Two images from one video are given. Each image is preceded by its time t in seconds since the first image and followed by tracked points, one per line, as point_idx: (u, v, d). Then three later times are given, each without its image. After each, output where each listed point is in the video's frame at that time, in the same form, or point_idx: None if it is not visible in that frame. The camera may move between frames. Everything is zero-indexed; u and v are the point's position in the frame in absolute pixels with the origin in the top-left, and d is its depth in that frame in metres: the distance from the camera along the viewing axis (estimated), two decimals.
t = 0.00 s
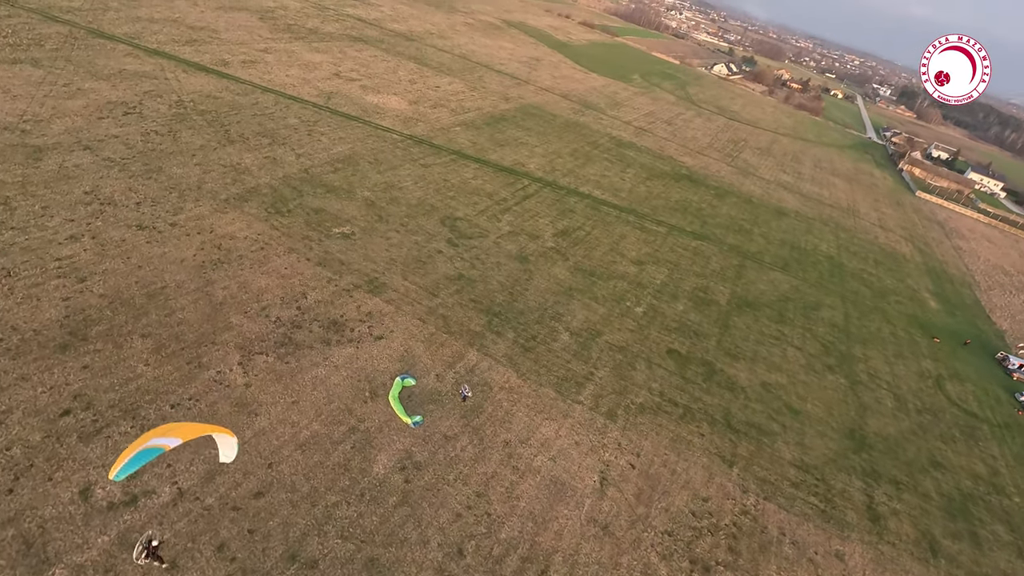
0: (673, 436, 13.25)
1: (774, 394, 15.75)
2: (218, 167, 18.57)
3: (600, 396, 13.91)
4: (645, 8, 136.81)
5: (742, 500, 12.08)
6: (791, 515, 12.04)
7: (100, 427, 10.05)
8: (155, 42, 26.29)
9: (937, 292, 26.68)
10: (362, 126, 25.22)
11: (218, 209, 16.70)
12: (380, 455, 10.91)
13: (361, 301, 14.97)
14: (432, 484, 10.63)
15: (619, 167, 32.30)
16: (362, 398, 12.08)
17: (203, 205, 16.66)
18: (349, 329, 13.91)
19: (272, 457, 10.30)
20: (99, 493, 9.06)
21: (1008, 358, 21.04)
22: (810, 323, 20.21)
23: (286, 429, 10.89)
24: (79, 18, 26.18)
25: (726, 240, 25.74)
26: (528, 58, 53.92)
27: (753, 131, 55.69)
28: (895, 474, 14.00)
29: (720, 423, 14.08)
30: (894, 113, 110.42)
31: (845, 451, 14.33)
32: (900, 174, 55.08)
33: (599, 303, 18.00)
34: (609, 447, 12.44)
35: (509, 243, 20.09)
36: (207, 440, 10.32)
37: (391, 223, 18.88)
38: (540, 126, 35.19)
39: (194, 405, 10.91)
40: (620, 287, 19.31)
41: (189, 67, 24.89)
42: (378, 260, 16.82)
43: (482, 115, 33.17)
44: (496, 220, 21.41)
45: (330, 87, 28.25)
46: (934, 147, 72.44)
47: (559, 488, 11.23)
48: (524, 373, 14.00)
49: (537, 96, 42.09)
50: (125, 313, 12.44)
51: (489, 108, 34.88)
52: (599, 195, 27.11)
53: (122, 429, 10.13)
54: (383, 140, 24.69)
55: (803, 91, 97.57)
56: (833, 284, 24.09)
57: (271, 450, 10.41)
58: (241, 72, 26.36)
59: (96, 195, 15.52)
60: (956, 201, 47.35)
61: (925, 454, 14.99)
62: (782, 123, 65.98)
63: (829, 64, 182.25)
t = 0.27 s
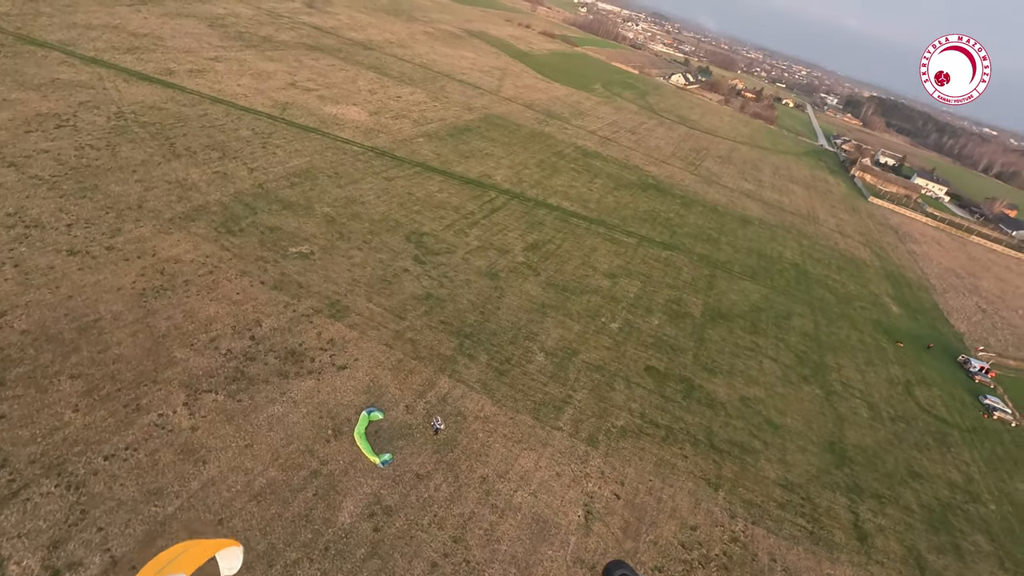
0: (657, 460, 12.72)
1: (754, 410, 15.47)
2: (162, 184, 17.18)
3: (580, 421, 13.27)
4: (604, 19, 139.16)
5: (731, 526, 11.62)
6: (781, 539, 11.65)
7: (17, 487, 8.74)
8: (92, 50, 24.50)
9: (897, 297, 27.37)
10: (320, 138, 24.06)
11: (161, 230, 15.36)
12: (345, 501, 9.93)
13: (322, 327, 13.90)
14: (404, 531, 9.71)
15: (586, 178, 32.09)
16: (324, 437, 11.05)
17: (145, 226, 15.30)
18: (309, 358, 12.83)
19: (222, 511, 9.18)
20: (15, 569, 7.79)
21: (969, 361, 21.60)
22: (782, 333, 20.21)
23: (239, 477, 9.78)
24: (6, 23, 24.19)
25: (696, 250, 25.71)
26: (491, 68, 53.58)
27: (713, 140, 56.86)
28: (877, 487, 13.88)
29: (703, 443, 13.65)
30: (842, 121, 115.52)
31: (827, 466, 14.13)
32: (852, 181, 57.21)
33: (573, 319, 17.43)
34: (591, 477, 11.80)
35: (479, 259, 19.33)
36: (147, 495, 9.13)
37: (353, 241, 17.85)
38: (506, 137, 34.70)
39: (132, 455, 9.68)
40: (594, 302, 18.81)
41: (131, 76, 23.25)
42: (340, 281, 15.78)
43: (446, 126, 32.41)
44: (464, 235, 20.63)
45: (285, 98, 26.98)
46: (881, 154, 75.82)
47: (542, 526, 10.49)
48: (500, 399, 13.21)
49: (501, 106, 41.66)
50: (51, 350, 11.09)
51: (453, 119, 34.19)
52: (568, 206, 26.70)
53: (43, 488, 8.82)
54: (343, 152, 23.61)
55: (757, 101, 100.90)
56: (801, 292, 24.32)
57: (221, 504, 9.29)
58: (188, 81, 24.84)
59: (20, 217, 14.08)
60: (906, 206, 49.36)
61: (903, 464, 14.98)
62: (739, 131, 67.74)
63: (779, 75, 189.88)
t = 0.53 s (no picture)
0: (646, 483, 12.23)
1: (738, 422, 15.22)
2: (100, 203, 15.71)
3: (565, 445, 12.64)
4: (562, 26, 140.53)
5: (726, 550, 11.22)
6: (775, 561, 11.33)
7: None
8: (20, 57, 22.56)
9: (861, 297, 28.02)
10: (276, 149, 22.78)
11: (100, 255, 13.95)
12: (316, 555, 8.98)
13: (284, 356, 12.81)
14: None
15: (555, 186, 31.73)
16: (290, 482, 10.04)
17: (81, 250, 13.87)
18: (270, 393, 11.74)
19: None
20: None
21: (935, 361, 22.18)
22: (757, 339, 20.19)
23: (193, 536, 8.69)
24: None
25: (668, 257, 25.62)
26: (452, 75, 52.87)
27: (675, 145, 57.73)
28: (862, 496, 13.81)
29: (691, 462, 13.26)
30: (793, 125, 119.97)
31: (813, 477, 13.98)
32: (808, 183, 59.07)
33: (551, 335, 16.84)
34: (580, 507, 11.18)
35: (450, 274, 18.54)
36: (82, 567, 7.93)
37: (316, 259, 16.78)
38: (471, 146, 34.01)
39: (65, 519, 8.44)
40: (571, 315, 18.28)
41: (64, 85, 21.48)
42: (302, 304, 14.70)
43: (409, 135, 31.49)
44: (434, 249, 19.80)
45: (238, 107, 25.55)
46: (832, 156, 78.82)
47: (533, 567, 9.80)
48: (480, 426, 12.45)
49: (465, 114, 40.98)
50: None
51: (417, 127, 33.28)
52: (538, 216, 26.20)
53: None
54: (302, 164, 22.42)
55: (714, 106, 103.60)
56: (772, 296, 24.51)
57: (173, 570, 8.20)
58: (130, 90, 23.16)
59: None
60: (860, 207, 51.21)
61: (884, 471, 15.02)
62: (699, 136, 69.13)
63: (732, 81, 196.17)
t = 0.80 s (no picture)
0: (649, 505, 11.78)
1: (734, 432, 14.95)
2: (46, 227, 14.35)
3: (564, 469, 12.06)
4: (526, 30, 140.72)
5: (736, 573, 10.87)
6: None
7: None
8: None
9: (837, 295, 28.46)
10: (240, 162, 21.56)
11: (47, 285, 12.67)
12: None
13: (258, 388, 11.83)
14: None
15: (531, 193, 31.23)
16: (272, 532, 9.15)
17: (24, 281, 12.56)
18: (244, 431, 10.75)
19: None
20: None
21: (914, 356, 22.55)
22: (744, 344, 20.08)
23: None
24: None
25: (649, 262, 25.40)
26: (419, 81, 51.94)
27: (644, 148, 58.13)
28: (861, 504, 13.73)
29: (692, 478, 12.89)
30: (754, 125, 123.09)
31: (813, 486, 13.83)
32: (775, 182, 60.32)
33: (540, 350, 16.26)
34: (585, 537, 10.63)
35: (431, 289, 17.75)
36: None
37: (288, 279, 15.76)
38: (443, 153, 33.23)
39: None
40: (558, 327, 17.74)
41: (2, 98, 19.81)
42: (276, 329, 13.70)
43: (379, 143, 30.50)
44: (412, 263, 18.98)
45: (196, 118, 24.16)
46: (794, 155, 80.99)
47: None
48: (474, 454, 11.74)
49: (435, 121, 40.14)
50: None
51: (386, 135, 32.30)
52: (516, 224, 25.60)
53: None
54: (268, 177, 21.26)
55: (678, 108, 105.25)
56: (753, 298, 24.55)
57: None
58: (76, 102, 21.57)
59: None
60: (825, 204, 52.53)
61: (879, 475, 15.03)
62: (666, 138, 69.94)
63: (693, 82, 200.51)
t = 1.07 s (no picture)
0: (683, 530, 11.19)
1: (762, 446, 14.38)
2: (39, 246, 13.66)
3: (592, 493, 11.45)
4: (519, 32, 140.32)
5: None
6: None
7: None
8: None
9: (849, 296, 27.98)
10: (239, 172, 20.90)
11: (40, 309, 11.98)
12: None
13: (267, 416, 11.17)
14: None
15: (535, 197, 30.66)
16: None
17: (15, 306, 11.86)
18: (254, 464, 10.10)
19: None
20: None
21: (933, 358, 22.03)
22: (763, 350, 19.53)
23: None
24: None
25: (659, 267, 24.85)
26: (416, 85, 51.34)
27: (644, 148, 57.66)
28: (899, 519, 13.18)
29: (724, 498, 12.30)
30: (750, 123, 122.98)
31: (847, 502, 13.27)
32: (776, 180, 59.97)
33: (557, 363, 15.65)
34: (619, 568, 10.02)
35: (441, 302, 17.12)
36: None
37: (293, 296, 15.10)
38: (445, 158, 32.60)
39: None
40: (573, 338, 17.14)
41: None
42: (283, 350, 13.04)
43: (380, 150, 29.84)
44: (420, 274, 18.35)
45: (192, 127, 23.47)
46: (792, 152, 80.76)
47: None
48: (498, 480, 11.11)
49: (434, 125, 39.52)
50: None
51: (386, 142, 31.65)
52: (523, 230, 25.00)
53: None
54: (269, 187, 20.59)
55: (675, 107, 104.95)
56: (767, 302, 24.01)
57: None
58: (67, 113, 20.87)
59: None
60: (827, 202, 52.19)
61: (912, 487, 14.50)
62: (665, 138, 69.53)
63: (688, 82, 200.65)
